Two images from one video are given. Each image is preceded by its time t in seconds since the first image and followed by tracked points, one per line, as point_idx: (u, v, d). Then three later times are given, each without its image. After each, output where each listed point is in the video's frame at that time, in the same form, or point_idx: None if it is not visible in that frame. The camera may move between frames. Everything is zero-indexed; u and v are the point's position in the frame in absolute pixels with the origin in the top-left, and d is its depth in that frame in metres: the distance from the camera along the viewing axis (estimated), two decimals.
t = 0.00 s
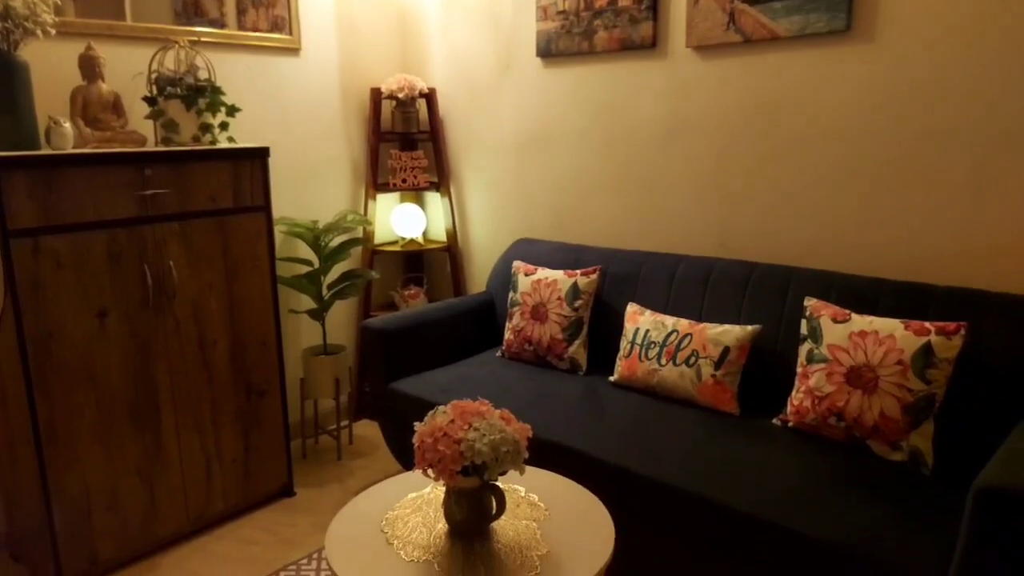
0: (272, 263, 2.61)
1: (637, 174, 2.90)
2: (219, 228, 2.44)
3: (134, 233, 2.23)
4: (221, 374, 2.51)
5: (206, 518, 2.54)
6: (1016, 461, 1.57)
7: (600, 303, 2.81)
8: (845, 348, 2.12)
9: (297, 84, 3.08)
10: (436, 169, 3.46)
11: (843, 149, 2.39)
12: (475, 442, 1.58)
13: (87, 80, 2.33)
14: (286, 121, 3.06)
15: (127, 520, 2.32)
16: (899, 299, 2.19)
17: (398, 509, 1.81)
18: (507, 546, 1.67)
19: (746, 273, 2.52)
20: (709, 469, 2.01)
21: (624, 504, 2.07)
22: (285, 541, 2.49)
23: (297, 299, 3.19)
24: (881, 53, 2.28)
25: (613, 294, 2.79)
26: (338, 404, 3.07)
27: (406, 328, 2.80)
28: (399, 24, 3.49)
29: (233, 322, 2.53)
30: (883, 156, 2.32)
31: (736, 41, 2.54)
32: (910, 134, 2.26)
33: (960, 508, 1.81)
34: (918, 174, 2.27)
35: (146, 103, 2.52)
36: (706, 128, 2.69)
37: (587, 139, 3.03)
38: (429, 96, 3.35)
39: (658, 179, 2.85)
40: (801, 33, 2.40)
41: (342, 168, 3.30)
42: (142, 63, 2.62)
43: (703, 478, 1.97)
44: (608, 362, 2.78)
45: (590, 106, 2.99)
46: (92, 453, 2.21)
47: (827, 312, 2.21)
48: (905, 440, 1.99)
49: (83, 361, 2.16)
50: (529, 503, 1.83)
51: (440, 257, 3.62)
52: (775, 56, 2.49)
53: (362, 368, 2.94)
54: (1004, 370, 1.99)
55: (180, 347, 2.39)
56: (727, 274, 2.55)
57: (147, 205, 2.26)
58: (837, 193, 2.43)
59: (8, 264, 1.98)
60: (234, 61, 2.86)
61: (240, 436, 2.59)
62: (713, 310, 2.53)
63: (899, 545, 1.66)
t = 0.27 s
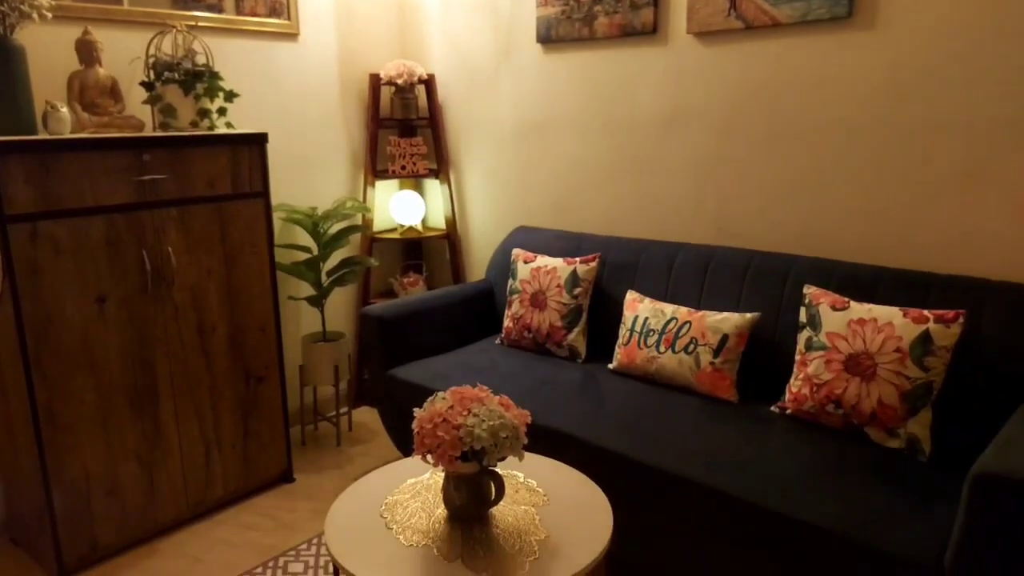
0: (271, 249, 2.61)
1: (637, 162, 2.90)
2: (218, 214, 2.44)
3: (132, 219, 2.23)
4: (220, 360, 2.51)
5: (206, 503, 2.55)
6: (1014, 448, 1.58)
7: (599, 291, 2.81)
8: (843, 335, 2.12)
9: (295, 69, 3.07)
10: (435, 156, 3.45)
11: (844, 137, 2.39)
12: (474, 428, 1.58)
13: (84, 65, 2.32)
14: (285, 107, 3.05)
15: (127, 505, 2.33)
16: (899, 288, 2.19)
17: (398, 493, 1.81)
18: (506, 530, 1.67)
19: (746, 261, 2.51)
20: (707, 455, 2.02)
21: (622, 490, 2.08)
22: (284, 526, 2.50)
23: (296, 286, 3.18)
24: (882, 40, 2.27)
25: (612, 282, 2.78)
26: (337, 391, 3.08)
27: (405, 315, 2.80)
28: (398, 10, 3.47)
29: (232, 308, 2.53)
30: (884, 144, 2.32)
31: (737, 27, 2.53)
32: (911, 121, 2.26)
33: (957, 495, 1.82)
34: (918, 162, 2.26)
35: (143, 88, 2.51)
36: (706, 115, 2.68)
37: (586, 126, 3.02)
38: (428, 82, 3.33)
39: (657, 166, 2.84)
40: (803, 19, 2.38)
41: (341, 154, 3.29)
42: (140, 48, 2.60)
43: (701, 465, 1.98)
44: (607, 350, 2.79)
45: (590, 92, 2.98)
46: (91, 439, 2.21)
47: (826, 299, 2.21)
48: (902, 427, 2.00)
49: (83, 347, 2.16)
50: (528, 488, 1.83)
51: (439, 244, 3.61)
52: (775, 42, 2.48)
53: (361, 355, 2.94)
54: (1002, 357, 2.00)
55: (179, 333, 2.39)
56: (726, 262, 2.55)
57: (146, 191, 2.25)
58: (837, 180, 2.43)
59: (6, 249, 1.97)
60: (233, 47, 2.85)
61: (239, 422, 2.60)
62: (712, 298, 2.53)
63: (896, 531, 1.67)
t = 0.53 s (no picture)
0: (269, 241, 2.60)
1: (636, 153, 2.90)
2: (217, 205, 2.44)
3: (131, 210, 2.23)
4: (219, 352, 2.51)
5: (205, 494, 2.55)
6: (1012, 439, 1.58)
7: (598, 282, 2.81)
8: (842, 327, 2.12)
9: (294, 60, 3.06)
10: (434, 147, 3.45)
11: (843, 128, 2.39)
12: (473, 418, 1.58)
13: (82, 55, 2.30)
14: (283, 98, 3.04)
15: (126, 496, 2.34)
16: (897, 279, 2.20)
17: (397, 484, 1.82)
18: (505, 520, 1.68)
19: (744, 253, 2.52)
20: (706, 446, 2.03)
21: (621, 481, 2.09)
22: (284, 516, 2.50)
23: (295, 278, 3.18)
24: (882, 30, 2.26)
25: (611, 273, 2.79)
26: (336, 382, 3.08)
27: (404, 307, 2.80)
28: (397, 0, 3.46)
29: (231, 300, 2.53)
30: (883, 135, 2.32)
31: (737, 18, 2.52)
32: (911, 113, 2.26)
33: (954, 486, 1.82)
34: (917, 153, 2.26)
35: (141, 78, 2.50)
36: (706, 106, 2.68)
37: (585, 117, 3.02)
38: (427, 73, 3.32)
39: (656, 158, 2.84)
40: (803, 9, 2.38)
41: (340, 146, 3.28)
42: (137, 38, 2.59)
43: (699, 455, 1.98)
44: (606, 341, 2.79)
45: (590, 83, 2.98)
46: (90, 430, 2.22)
47: (825, 291, 2.21)
48: (900, 418, 2.01)
49: (82, 338, 2.16)
50: (527, 479, 1.84)
51: (438, 236, 3.61)
52: (775, 33, 2.47)
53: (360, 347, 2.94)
54: (1000, 348, 2.00)
55: (178, 324, 2.39)
56: (725, 253, 2.55)
57: (144, 181, 2.25)
58: (837, 171, 2.43)
59: (5, 240, 1.97)
60: (231, 37, 2.84)
61: (238, 413, 2.60)
62: (710, 290, 2.53)
63: (894, 521, 1.68)
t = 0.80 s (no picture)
0: (267, 227, 2.60)
1: (635, 139, 2.89)
2: (214, 191, 2.43)
3: (128, 195, 2.22)
4: (217, 338, 2.51)
5: (204, 479, 2.56)
6: (1008, 423, 1.59)
7: (596, 269, 2.81)
8: (839, 313, 2.13)
9: (291, 45, 3.04)
10: (432, 133, 3.44)
11: (842, 113, 2.38)
12: (472, 403, 1.59)
13: (77, 40, 2.29)
14: (281, 84, 3.03)
15: (126, 481, 2.34)
16: (895, 265, 2.20)
17: (395, 469, 1.83)
18: (503, 504, 1.68)
19: (742, 239, 2.52)
20: (702, 431, 2.03)
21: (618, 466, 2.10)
22: (283, 502, 2.51)
23: (293, 265, 3.18)
24: (882, 15, 2.25)
25: (608, 260, 2.79)
26: (335, 369, 3.08)
27: (402, 294, 2.80)
28: None
29: (229, 286, 2.52)
30: (881, 120, 2.31)
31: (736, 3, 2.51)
32: (910, 98, 2.25)
33: (949, 470, 1.83)
34: (916, 139, 2.26)
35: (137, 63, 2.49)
36: (704, 92, 2.67)
37: (584, 103, 3.01)
38: (424, 58, 3.31)
39: (654, 144, 2.84)
40: None
41: (337, 132, 3.27)
42: (133, 22, 2.57)
43: (696, 440, 1.99)
44: (604, 327, 2.79)
45: (588, 69, 2.96)
46: (89, 415, 2.22)
47: (823, 277, 2.22)
48: (896, 403, 2.01)
49: (79, 323, 2.16)
50: (525, 464, 1.84)
51: (436, 223, 3.61)
52: (774, 18, 2.46)
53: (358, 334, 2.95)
54: (997, 333, 2.01)
55: (176, 310, 2.39)
56: (724, 240, 2.55)
57: (141, 167, 2.24)
58: (835, 157, 2.42)
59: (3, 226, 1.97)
60: (227, 22, 2.82)
61: (237, 399, 2.60)
62: (708, 276, 2.53)
63: (890, 505, 1.69)
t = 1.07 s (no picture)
0: (263, 214, 2.59)
1: (632, 126, 2.88)
2: (210, 178, 2.42)
3: (123, 181, 2.21)
4: (213, 326, 2.51)
5: (202, 466, 2.57)
6: (1003, 409, 1.60)
7: (593, 257, 2.81)
8: (837, 300, 2.13)
9: (287, 31, 3.02)
10: (429, 121, 3.42)
11: (841, 100, 2.37)
12: (469, 390, 1.59)
13: (72, 25, 2.28)
14: (277, 70, 3.01)
15: (123, 468, 2.35)
16: (893, 252, 2.20)
17: (392, 455, 1.83)
18: (500, 490, 1.69)
19: (740, 227, 2.51)
20: (699, 418, 2.04)
21: (615, 452, 2.10)
22: (280, 489, 2.52)
23: (290, 252, 3.18)
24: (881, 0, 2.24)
25: (606, 247, 2.78)
26: (332, 357, 3.08)
27: (399, 281, 2.80)
28: None
29: (226, 273, 2.52)
30: (880, 107, 2.30)
31: None
32: (909, 85, 2.24)
33: (945, 456, 1.84)
34: (914, 125, 2.25)
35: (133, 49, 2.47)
36: (702, 79, 2.66)
37: (582, 90, 3.00)
38: (421, 45, 3.29)
39: (652, 131, 2.83)
40: None
41: (334, 119, 3.25)
42: (128, 7, 2.56)
43: (693, 427, 1.99)
44: (601, 315, 2.79)
45: (586, 55, 2.95)
46: (86, 403, 2.22)
47: (820, 265, 2.22)
48: (893, 390, 2.02)
49: (76, 310, 2.15)
50: (522, 450, 1.85)
51: (433, 210, 3.60)
52: (773, 3, 2.45)
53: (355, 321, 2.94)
54: (994, 320, 2.01)
55: (173, 298, 2.38)
56: (721, 228, 2.55)
57: (136, 153, 2.23)
58: (833, 144, 2.42)
59: None
60: (223, 7, 2.80)
61: (234, 387, 2.60)
62: (706, 263, 2.53)
63: (884, 491, 1.70)
